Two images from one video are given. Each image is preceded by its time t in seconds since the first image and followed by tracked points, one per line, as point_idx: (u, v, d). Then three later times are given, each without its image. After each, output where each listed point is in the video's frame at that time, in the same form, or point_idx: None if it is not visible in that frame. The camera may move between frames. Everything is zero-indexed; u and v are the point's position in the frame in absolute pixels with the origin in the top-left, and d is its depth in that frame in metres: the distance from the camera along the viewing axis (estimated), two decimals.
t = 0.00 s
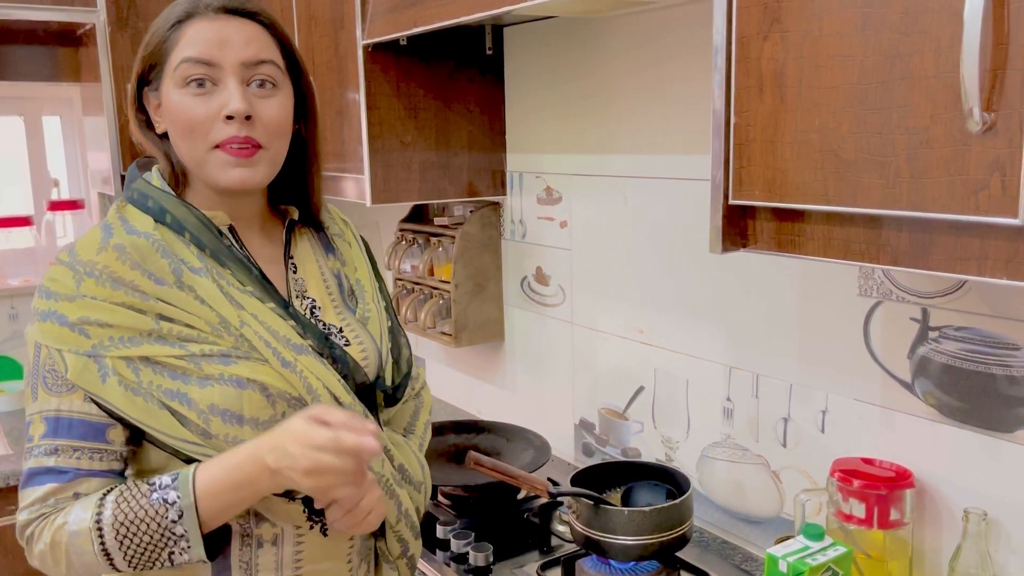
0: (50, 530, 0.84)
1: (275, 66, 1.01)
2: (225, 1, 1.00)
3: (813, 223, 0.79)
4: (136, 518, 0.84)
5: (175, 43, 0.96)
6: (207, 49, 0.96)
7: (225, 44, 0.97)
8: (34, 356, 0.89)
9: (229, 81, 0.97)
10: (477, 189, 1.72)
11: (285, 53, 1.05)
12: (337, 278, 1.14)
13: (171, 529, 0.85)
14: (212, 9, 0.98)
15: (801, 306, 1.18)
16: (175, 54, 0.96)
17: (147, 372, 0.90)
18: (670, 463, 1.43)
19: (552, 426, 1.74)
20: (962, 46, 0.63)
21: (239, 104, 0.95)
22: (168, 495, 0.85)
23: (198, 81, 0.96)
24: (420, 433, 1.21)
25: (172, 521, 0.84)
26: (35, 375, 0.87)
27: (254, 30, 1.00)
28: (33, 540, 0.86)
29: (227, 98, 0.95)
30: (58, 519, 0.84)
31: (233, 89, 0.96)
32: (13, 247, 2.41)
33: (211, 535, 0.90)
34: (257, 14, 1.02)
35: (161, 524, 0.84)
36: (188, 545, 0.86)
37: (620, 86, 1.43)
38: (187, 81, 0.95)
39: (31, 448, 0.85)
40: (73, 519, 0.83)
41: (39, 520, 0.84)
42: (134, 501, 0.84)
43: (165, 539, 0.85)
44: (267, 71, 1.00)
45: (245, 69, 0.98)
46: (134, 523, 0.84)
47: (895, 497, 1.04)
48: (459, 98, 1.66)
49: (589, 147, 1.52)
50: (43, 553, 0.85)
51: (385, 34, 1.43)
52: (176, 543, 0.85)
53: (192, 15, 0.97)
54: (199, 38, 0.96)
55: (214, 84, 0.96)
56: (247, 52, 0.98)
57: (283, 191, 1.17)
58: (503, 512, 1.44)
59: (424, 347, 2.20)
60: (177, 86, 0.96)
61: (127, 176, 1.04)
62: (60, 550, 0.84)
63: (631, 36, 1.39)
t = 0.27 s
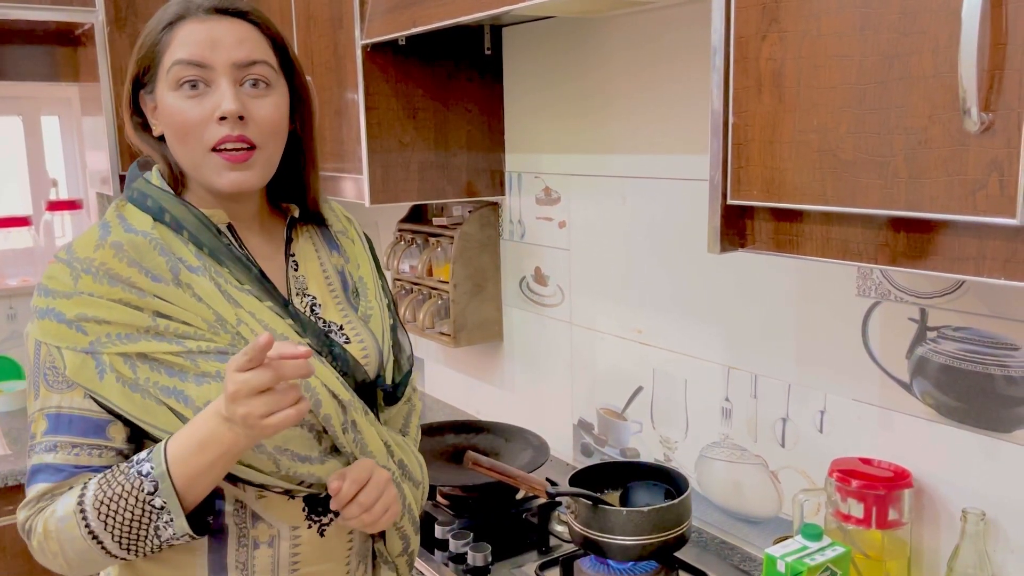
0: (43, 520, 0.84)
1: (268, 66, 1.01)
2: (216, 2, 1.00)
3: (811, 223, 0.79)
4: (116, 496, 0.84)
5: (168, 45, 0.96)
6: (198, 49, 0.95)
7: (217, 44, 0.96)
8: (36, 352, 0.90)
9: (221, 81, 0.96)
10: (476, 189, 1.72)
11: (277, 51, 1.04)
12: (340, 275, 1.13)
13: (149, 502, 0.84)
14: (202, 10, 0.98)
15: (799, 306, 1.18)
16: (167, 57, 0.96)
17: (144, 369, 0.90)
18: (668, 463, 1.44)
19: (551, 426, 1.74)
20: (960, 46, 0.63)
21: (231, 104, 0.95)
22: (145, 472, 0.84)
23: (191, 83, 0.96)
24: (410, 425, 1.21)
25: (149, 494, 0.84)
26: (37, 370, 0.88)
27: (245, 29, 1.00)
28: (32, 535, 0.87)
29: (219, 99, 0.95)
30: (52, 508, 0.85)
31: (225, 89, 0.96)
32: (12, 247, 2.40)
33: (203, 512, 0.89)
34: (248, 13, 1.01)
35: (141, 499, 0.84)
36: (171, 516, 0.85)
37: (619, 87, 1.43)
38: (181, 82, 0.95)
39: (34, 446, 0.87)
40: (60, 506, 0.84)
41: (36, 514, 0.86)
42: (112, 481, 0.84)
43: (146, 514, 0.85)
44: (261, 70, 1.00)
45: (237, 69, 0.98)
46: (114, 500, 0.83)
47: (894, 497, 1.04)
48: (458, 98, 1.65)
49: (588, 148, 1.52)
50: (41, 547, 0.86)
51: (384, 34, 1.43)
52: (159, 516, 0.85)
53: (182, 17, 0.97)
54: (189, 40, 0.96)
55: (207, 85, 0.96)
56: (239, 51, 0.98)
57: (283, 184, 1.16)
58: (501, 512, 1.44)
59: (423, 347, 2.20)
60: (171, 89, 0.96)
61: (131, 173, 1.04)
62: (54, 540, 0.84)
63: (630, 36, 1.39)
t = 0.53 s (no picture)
0: (38, 518, 0.85)
1: (271, 68, 1.01)
2: (216, 2, 0.99)
3: (811, 223, 0.79)
4: (114, 495, 0.84)
5: (169, 47, 0.96)
6: (200, 51, 0.95)
7: (218, 46, 0.96)
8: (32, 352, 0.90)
9: (223, 83, 0.96)
10: (475, 189, 1.72)
11: (279, 50, 1.04)
12: (342, 278, 1.13)
13: (146, 502, 0.85)
14: (203, 11, 0.98)
15: (798, 306, 1.18)
16: (169, 58, 0.96)
17: (139, 371, 0.90)
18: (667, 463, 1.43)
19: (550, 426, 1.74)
20: (959, 46, 0.63)
21: (233, 107, 0.95)
22: (145, 471, 0.85)
23: (193, 85, 0.96)
24: (415, 431, 1.21)
25: (147, 496, 0.85)
26: (33, 372, 0.88)
27: (246, 30, 0.99)
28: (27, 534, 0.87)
29: (221, 102, 0.95)
30: (48, 506, 0.85)
31: (227, 92, 0.96)
32: (11, 248, 2.40)
33: (199, 513, 0.90)
34: (250, 13, 1.01)
35: (139, 500, 0.85)
36: (167, 518, 0.86)
37: (618, 87, 1.43)
38: (182, 84, 0.95)
39: (29, 445, 0.87)
40: (59, 504, 0.85)
41: (31, 513, 0.86)
42: (113, 480, 0.85)
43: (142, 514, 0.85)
44: (262, 72, 0.99)
45: (239, 71, 0.97)
46: (112, 500, 0.84)
47: (893, 497, 1.04)
48: (457, 97, 1.65)
49: (587, 148, 1.52)
50: (35, 546, 0.86)
51: (383, 34, 1.43)
52: (155, 517, 0.86)
53: (184, 18, 0.97)
54: (190, 41, 0.95)
55: (208, 87, 0.96)
56: (241, 53, 0.97)
57: (287, 183, 1.15)
58: (501, 512, 1.44)
59: (422, 347, 2.20)
60: (172, 90, 0.96)
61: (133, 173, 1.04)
62: (49, 539, 0.85)
63: (629, 36, 1.39)
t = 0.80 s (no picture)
0: (43, 523, 0.84)
1: (267, 64, 1.01)
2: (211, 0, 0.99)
3: (810, 223, 0.79)
4: (134, 513, 0.86)
5: (165, 46, 0.96)
6: (195, 49, 0.95)
7: (214, 44, 0.96)
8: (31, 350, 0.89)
9: (219, 81, 0.96)
10: (474, 189, 1.72)
11: (276, 47, 1.04)
12: (347, 280, 1.12)
13: (166, 527, 0.87)
14: (198, 8, 0.98)
15: (797, 306, 1.18)
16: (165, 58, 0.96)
17: (139, 373, 0.90)
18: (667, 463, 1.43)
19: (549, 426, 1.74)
20: (957, 46, 0.63)
21: (230, 103, 0.95)
22: (168, 493, 0.87)
23: (190, 84, 0.96)
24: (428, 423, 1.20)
25: (168, 519, 0.87)
26: (32, 370, 0.88)
27: (242, 28, 0.99)
28: (24, 534, 0.86)
29: (218, 99, 0.95)
30: (54, 510, 0.85)
31: (224, 89, 0.96)
32: (10, 247, 2.40)
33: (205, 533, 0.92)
34: (245, 10, 1.01)
35: (159, 522, 0.86)
36: (182, 543, 0.88)
37: (617, 87, 1.43)
38: (179, 83, 0.95)
39: (27, 444, 0.86)
40: (72, 511, 0.84)
41: (33, 515, 0.85)
42: (133, 497, 0.86)
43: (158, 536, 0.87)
44: (259, 68, 0.99)
45: (235, 68, 0.97)
46: (131, 518, 0.85)
47: (892, 497, 1.03)
48: (456, 97, 1.65)
49: (586, 148, 1.52)
50: (34, 546, 0.85)
51: (382, 34, 1.43)
52: (171, 541, 0.87)
53: (179, 17, 0.97)
54: (186, 40, 0.95)
55: (206, 85, 0.96)
56: (237, 50, 0.97)
57: (290, 184, 1.15)
58: (500, 512, 1.44)
59: (421, 347, 2.20)
60: (170, 90, 0.96)
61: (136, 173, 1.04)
62: (54, 544, 0.85)
63: (628, 35, 1.39)
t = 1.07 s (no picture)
0: (47, 526, 0.84)
1: (270, 65, 1.01)
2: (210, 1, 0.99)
3: (809, 223, 0.79)
4: (145, 526, 0.87)
5: (167, 50, 0.96)
6: (197, 53, 0.95)
7: (216, 47, 0.96)
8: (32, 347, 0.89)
9: (222, 83, 0.96)
10: (473, 189, 1.72)
11: (277, 47, 1.04)
12: (351, 283, 1.12)
13: (175, 545, 0.88)
14: (197, 11, 0.98)
15: (795, 307, 1.18)
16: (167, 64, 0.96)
17: (141, 371, 0.90)
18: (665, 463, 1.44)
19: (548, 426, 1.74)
20: (955, 46, 0.63)
21: (233, 106, 0.95)
22: (179, 510, 0.88)
23: (193, 87, 0.96)
24: (421, 428, 1.21)
25: (178, 537, 0.88)
26: (33, 367, 0.87)
27: (242, 29, 0.99)
28: (23, 535, 0.85)
29: (222, 102, 0.95)
30: (58, 513, 0.84)
31: (227, 92, 0.96)
32: (9, 247, 2.40)
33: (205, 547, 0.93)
34: (246, 11, 1.01)
35: (168, 538, 0.88)
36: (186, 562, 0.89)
37: (616, 87, 1.44)
38: (182, 87, 0.95)
39: (25, 442, 0.85)
40: (80, 518, 0.85)
41: (34, 516, 0.84)
42: (145, 509, 0.87)
43: (165, 552, 0.88)
44: (261, 70, 0.99)
45: (237, 70, 0.97)
46: (142, 531, 0.87)
47: (890, 497, 1.04)
48: (455, 97, 1.66)
49: (585, 147, 1.52)
50: (34, 547, 0.85)
51: (381, 34, 1.43)
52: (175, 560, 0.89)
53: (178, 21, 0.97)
54: (187, 44, 0.95)
55: (208, 88, 0.96)
56: (238, 52, 0.97)
57: (295, 185, 1.15)
58: (498, 513, 1.44)
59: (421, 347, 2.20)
60: (173, 93, 0.96)
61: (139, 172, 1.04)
62: (57, 548, 0.85)
63: (627, 35, 1.39)
